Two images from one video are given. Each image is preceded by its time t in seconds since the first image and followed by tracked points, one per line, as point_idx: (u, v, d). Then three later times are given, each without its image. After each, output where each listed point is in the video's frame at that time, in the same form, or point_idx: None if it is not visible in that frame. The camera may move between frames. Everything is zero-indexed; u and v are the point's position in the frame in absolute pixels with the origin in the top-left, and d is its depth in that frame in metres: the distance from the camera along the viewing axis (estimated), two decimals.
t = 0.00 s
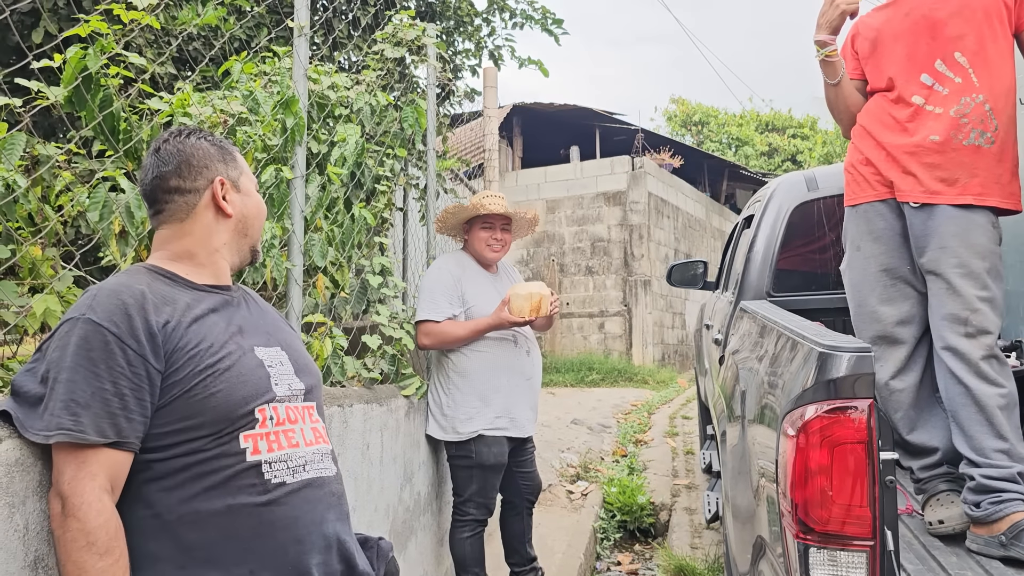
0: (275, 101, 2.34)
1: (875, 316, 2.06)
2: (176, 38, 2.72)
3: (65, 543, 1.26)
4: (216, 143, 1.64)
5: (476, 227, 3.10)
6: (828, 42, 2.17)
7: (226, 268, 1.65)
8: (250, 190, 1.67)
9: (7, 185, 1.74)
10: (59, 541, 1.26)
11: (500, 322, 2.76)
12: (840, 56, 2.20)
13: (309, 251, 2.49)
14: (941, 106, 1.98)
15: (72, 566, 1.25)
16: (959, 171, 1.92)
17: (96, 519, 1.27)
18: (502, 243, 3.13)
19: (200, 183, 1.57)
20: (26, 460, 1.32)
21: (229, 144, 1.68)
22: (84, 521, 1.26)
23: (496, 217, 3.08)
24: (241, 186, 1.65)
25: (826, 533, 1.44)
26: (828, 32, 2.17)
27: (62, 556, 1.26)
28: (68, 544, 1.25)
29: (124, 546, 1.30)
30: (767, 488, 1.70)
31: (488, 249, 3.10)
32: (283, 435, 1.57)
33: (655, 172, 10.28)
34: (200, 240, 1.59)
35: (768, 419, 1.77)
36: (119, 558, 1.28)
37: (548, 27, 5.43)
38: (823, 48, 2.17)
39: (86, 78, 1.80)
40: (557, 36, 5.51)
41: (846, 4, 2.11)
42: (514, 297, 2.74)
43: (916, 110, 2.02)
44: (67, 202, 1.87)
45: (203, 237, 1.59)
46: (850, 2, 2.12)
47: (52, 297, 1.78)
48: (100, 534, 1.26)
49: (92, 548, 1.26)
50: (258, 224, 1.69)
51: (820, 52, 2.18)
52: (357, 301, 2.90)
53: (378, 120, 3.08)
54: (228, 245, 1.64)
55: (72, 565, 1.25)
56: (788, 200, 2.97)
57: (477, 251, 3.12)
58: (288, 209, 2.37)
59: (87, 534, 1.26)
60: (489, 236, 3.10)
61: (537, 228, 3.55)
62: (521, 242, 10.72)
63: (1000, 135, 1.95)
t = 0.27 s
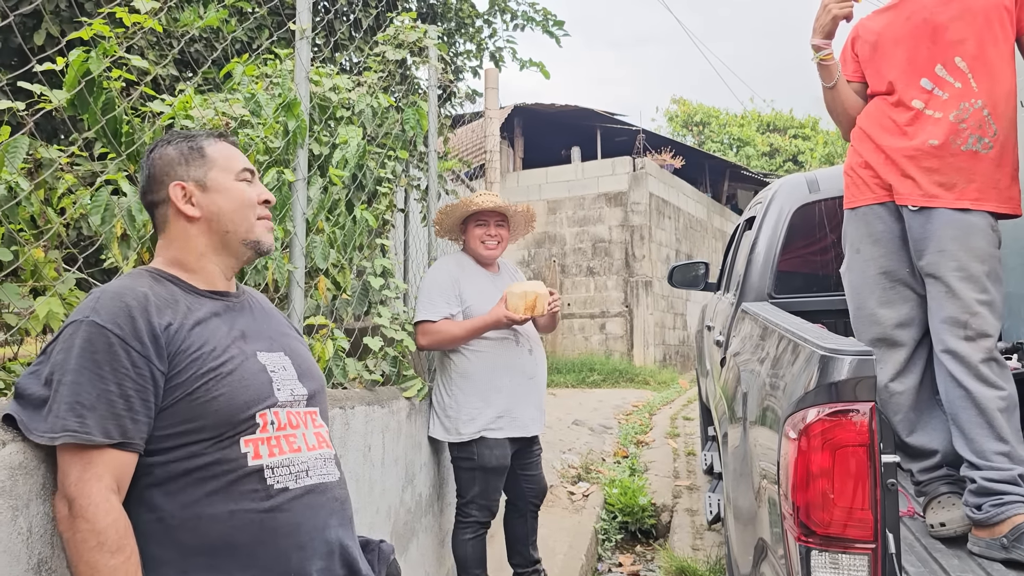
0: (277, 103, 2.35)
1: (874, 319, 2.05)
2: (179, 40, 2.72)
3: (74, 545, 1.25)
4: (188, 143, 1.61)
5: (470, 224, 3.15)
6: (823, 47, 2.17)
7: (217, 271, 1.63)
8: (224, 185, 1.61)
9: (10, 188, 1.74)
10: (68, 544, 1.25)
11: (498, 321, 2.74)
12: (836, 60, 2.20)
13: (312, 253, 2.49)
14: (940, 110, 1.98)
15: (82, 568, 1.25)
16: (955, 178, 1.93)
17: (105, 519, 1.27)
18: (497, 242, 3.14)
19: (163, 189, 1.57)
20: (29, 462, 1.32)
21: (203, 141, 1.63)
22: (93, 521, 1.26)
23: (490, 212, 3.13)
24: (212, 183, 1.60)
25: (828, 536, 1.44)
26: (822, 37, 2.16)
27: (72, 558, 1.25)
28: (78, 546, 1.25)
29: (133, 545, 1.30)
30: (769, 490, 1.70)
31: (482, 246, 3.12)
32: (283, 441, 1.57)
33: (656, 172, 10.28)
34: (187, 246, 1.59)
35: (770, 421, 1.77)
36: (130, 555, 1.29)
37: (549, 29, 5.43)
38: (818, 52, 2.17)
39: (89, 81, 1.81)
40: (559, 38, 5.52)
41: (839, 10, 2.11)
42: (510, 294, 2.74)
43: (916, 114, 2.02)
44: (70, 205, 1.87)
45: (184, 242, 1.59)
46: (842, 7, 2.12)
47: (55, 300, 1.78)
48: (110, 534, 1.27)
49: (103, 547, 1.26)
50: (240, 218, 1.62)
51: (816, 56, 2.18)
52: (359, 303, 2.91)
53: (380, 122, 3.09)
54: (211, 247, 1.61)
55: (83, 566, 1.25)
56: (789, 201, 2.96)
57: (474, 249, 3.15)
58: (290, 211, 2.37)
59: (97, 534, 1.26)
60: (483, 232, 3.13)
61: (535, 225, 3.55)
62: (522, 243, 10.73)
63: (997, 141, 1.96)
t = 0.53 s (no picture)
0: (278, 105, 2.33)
1: (875, 322, 2.05)
2: (180, 42, 2.72)
3: (58, 546, 1.25)
4: (165, 147, 1.60)
5: (469, 227, 3.15)
6: (826, 50, 2.18)
7: (189, 279, 1.60)
8: (175, 192, 1.56)
9: (12, 190, 1.74)
10: (53, 545, 1.25)
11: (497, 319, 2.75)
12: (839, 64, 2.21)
13: (313, 255, 2.49)
14: (940, 114, 1.98)
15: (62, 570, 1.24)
16: (953, 182, 1.93)
17: (90, 521, 1.26)
18: (496, 242, 3.14)
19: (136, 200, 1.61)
20: (31, 468, 1.31)
21: (178, 145, 1.60)
22: (77, 523, 1.25)
23: (488, 214, 3.13)
24: (167, 191, 1.57)
25: (831, 540, 1.44)
26: (825, 40, 2.18)
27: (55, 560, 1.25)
28: (61, 547, 1.25)
29: (117, 550, 1.29)
30: (771, 493, 1.70)
31: (480, 247, 3.13)
32: (284, 442, 1.57)
33: (657, 173, 10.28)
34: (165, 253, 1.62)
35: (772, 424, 1.77)
36: (112, 562, 1.27)
37: (550, 30, 5.43)
38: (822, 56, 2.18)
39: (90, 84, 1.81)
40: (560, 39, 5.52)
41: (841, 13, 2.09)
42: (510, 296, 2.73)
43: (915, 118, 2.02)
44: (72, 207, 1.87)
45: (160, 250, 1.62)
46: (844, 9, 2.09)
47: (57, 303, 1.78)
48: (92, 537, 1.25)
49: (84, 551, 1.25)
50: (188, 227, 1.56)
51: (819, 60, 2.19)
52: (360, 305, 2.91)
53: (381, 123, 3.10)
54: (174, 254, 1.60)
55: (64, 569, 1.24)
56: (791, 203, 2.97)
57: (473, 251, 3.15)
58: (291, 213, 2.37)
59: (79, 536, 1.25)
60: (482, 234, 3.13)
61: (534, 224, 3.54)
62: (523, 244, 10.72)
63: (995, 145, 1.96)
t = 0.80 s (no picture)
0: (279, 106, 2.33)
1: (880, 323, 2.04)
2: (181, 43, 2.72)
3: (49, 551, 1.25)
4: (185, 147, 1.59)
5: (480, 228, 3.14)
6: (828, 52, 2.18)
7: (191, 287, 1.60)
8: (186, 202, 1.56)
9: (12, 191, 1.74)
10: (44, 550, 1.26)
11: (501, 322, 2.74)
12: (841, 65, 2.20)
13: (314, 256, 2.49)
14: (945, 115, 1.97)
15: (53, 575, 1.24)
16: (958, 183, 1.93)
17: (81, 527, 1.26)
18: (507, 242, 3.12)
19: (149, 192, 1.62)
20: (32, 469, 1.33)
21: (197, 148, 1.59)
22: (67, 529, 1.25)
23: (497, 214, 3.12)
24: (178, 197, 1.57)
25: (835, 541, 1.43)
26: (827, 42, 2.18)
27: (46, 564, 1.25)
28: (52, 552, 1.25)
29: (106, 556, 1.28)
30: (774, 494, 1.69)
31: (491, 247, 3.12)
32: (282, 447, 1.56)
33: (658, 174, 10.28)
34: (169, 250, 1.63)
35: (774, 425, 1.76)
36: (100, 568, 1.27)
37: (552, 31, 5.43)
38: (823, 57, 2.18)
39: (91, 85, 1.81)
40: (561, 40, 5.51)
41: (840, 13, 2.11)
42: (515, 301, 2.73)
43: (920, 119, 2.01)
44: (73, 208, 1.87)
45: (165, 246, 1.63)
46: (843, 10, 2.11)
47: (57, 304, 1.78)
48: (82, 544, 1.25)
49: (74, 557, 1.24)
50: (192, 241, 1.56)
51: (821, 62, 2.19)
52: (362, 306, 2.91)
53: (382, 124, 3.10)
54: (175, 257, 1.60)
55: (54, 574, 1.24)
56: (793, 204, 2.96)
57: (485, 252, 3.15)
58: (293, 214, 2.37)
59: (69, 542, 1.24)
60: (492, 234, 3.12)
61: (544, 222, 3.53)
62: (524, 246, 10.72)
63: (1000, 145, 1.95)
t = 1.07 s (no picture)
0: (279, 108, 2.32)
1: (881, 325, 2.04)
2: (182, 45, 2.72)
3: (45, 555, 1.25)
4: (174, 145, 1.60)
5: (502, 225, 3.12)
6: (828, 56, 2.15)
7: (186, 285, 1.59)
8: (177, 196, 1.56)
9: (12, 193, 1.74)
10: (40, 554, 1.26)
11: (507, 326, 2.75)
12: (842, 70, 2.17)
13: (314, 258, 2.49)
14: (947, 115, 1.97)
15: None
16: (961, 184, 1.93)
17: (76, 531, 1.26)
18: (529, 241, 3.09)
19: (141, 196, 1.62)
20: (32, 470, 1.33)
21: (185, 144, 1.60)
22: (63, 532, 1.25)
23: (520, 214, 3.10)
24: (169, 193, 1.57)
25: (835, 544, 1.43)
26: (827, 46, 2.15)
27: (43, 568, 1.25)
28: (49, 556, 1.25)
29: (104, 559, 1.28)
30: (774, 496, 1.69)
31: (513, 246, 3.09)
32: (274, 450, 1.55)
33: (659, 175, 10.29)
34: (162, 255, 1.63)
35: (775, 427, 1.76)
36: (99, 569, 1.27)
37: (553, 32, 5.43)
38: (823, 62, 2.15)
39: (91, 86, 1.82)
40: (562, 42, 5.51)
41: (840, 19, 2.08)
42: (520, 305, 2.73)
43: (921, 119, 2.01)
44: (73, 210, 1.87)
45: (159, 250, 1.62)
46: (842, 15, 2.08)
47: (57, 305, 1.78)
48: (79, 547, 1.25)
49: (71, 560, 1.25)
50: (185, 235, 1.56)
51: (822, 67, 2.16)
52: (362, 308, 2.91)
53: (383, 125, 3.10)
54: (170, 259, 1.60)
55: None
56: (794, 205, 2.96)
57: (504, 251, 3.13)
58: (293, 216, 2.37)
59: (65, 546, 1.25)
60: (514, 233, 3.09)
61: (563, 224, 3.53)
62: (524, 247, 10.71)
63: (1003, 146, 1.96)
